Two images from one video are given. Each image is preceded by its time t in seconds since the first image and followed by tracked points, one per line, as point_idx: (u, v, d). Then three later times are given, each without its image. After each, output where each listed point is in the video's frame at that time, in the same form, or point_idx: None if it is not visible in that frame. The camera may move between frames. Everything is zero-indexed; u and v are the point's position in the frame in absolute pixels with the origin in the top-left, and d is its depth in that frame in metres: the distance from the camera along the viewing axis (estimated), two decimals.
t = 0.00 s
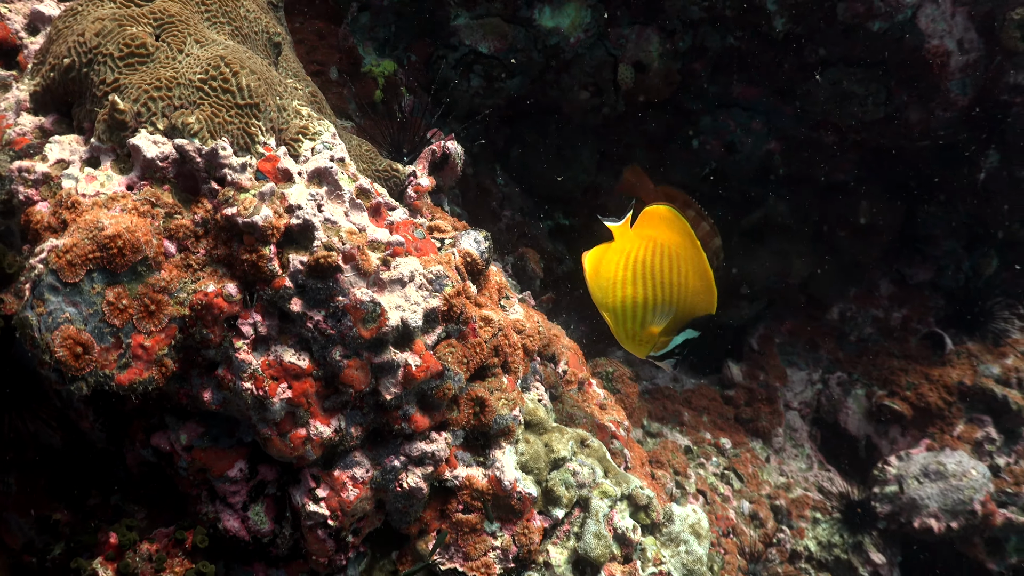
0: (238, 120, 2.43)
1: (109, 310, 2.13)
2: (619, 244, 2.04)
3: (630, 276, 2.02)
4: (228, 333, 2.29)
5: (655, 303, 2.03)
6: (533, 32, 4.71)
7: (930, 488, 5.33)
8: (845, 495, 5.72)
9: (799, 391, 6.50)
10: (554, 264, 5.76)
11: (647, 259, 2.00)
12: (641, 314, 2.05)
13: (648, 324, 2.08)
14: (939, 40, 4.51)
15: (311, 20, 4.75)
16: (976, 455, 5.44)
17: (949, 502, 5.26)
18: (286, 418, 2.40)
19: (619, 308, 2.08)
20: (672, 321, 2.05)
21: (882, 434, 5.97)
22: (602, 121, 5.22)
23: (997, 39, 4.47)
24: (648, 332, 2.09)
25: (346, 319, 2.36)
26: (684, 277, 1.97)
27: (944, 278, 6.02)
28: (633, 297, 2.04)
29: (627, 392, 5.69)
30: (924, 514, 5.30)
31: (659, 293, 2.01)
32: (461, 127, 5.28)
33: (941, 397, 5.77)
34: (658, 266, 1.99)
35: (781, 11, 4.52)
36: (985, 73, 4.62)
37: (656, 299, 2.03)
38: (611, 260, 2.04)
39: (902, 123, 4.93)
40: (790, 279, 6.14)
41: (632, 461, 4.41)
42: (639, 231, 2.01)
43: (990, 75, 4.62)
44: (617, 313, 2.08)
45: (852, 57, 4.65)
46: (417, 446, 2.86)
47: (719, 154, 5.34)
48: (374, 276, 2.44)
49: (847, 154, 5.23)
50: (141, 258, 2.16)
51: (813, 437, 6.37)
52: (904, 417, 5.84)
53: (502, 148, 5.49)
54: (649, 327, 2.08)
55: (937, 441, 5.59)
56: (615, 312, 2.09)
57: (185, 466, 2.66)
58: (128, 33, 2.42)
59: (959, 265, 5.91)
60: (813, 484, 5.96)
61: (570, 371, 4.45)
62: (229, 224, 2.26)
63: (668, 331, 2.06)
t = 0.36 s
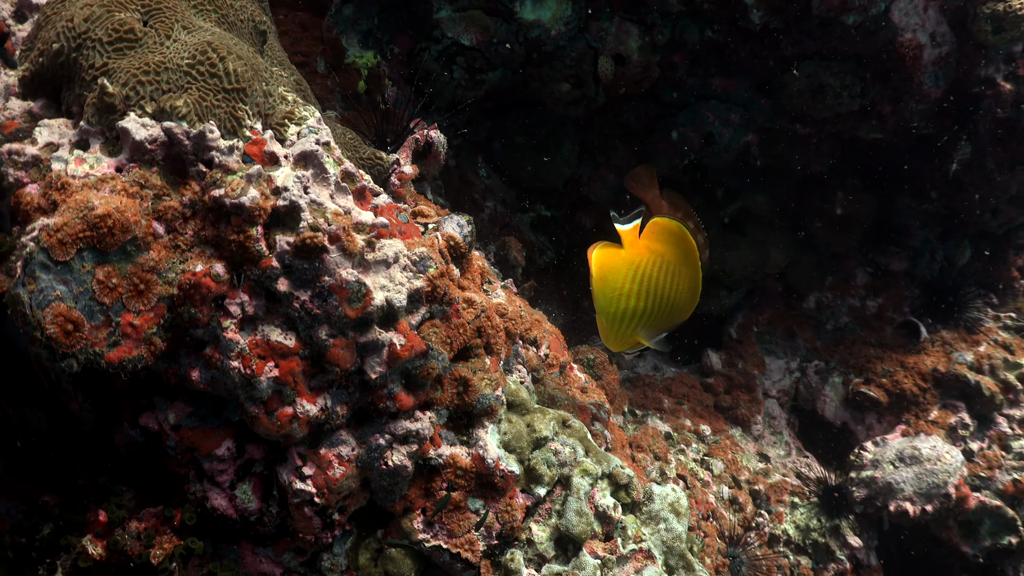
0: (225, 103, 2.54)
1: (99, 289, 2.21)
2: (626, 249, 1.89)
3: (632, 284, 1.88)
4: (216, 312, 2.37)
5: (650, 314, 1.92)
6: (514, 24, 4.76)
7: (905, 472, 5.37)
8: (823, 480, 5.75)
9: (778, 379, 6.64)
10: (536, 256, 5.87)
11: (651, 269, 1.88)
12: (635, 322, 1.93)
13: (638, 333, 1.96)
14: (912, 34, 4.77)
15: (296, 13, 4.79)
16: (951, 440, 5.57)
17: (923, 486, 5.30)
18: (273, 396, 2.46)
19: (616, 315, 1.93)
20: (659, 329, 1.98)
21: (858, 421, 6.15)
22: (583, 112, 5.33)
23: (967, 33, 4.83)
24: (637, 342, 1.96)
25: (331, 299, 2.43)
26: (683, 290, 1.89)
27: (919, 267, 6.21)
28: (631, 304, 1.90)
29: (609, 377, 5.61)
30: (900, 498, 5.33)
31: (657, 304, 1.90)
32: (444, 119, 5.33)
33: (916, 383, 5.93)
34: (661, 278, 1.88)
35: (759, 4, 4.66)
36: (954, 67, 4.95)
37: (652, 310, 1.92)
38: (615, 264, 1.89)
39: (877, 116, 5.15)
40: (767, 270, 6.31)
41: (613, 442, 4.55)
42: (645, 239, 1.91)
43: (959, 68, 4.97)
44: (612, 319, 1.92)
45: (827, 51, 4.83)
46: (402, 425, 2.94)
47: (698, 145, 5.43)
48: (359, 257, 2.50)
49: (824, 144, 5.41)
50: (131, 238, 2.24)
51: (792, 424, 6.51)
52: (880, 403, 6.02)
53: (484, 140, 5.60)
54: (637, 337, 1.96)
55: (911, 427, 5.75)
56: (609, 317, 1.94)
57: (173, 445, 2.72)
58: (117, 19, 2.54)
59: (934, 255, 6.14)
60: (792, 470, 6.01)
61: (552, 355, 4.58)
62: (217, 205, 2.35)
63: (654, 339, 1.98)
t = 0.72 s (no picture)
0: (209, 93, 2.60)
1: (86, 278, 2.25)
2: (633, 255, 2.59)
3: (635, 287, 2.59)
4: (203, 301, 2.39)
5: (643, 304, 2.65)
6: (498, 17, 4.82)
7: (890, 458, 5.49)
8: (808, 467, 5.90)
9: (763, 368, 6.75)
10: (522, 248, 5.95)
11: (650, 274, 2.57)
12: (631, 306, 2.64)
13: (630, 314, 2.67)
14: (892, 24, 4.88)
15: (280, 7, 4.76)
16: (934, 426, 5.65)
17: (908, 472, 5.43)
18: (261, 385, 2.48)
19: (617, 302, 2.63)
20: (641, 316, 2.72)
21: (843, 409, 6.25)
22: (566, 105, 5.39)
23: (945, 22, 4.97)
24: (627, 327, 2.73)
25: (318, 287, 2.46)
26: (669, 288, 2.64)
27: (901, 256, 6.40)
28: (631, 302, 2.62)
29: (595, 367, 5.58)
30: (885, 484, 5.46)
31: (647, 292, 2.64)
32: (429, 113, 5.36)
33: (899, 370, 6.01)
34: (657, 278, 2.60)
35: None
36: (933, 55, 5.12)
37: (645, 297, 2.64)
38: (623, 271, 2.57)
39: (858, 105, 5.26)
40: (750, 260, 6.39)
41: (600, 429, 4.62)
42: (647, 248, 2.59)
43: (937, 57, 5.13)
44: (612, 311, 2.62)
45: (808, 41, 4.94)
46: (390, 412, 2.98)
47: (682, 137, 5.49)
48: (346, 246, 2.55)
49: (805, 134, 5.54)
50: (118, 228, 2.29)
51: (778, 413, 6.60)
52: (864, 390, 6.07)
53: (468, 134, 5.64)
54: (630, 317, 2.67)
55: (895, 414, 5.81)
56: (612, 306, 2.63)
57: (161, 435, 2.74)
58: (101, 11, 2.62)
59: (915, 243, 6.31)
60: (778, 458, 6.12)
61: (539, 344, 4.65)
62: (203, 194, 2.38)
63: (638, 325, 2.76)
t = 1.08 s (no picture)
0: (196, 85, 2.65)
1: (75, 269, 2.29)
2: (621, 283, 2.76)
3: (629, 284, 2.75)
4: (193, 292, 2.41)
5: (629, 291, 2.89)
6: (482, 10, 4.86)
7: (877, 445, 5.64)
8: (798, 455, 5.86)
9: (750, 357, 6.83)
10: (510, 241, 5.92)
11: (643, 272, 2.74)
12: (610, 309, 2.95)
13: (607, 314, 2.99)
14: (875, 14, 5.02)
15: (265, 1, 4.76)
16: (921, 412, 5.83)
17: (896, 458, 5.58)
18: (252, 374, 2.50)
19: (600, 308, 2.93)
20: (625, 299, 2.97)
21: (830, 397, 6.41)
22: (553, 97, 5.44)
23: (928, 13, 5.12)
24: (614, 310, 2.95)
25: (308, 276, 2.48)
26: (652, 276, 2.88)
27: (886, 244, 6.50)
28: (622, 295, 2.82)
29: (584, 357, 5.65)
30: (873, 470, 5.66)
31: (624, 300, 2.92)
32: (415, 107, 5.35)
33: (886, 358, 6.17)
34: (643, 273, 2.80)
35: None
36: (916, 45, 5.24)
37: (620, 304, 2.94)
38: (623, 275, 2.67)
39: (841, 95, 5.40)
40: (738, 248, 6.35)
41: (590, 417, 4.70)
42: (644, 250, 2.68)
43: (920, 46, 5.27)
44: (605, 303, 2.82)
45: (791, 31, 5.07)
46: (380, 401, 2.99)
47: (667, 128, 5.60)
48: (334, 235, 2.58)
49: (790, 125, 5.62)
50: (106, 219, 2.32)
51: (766, 402, 6.67)
52: (852, 378, 6.23)
53: (455, 127, 5.66)
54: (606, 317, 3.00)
55: (883, 401, 5.98)
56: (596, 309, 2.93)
57: (153, 427, 2.76)
58: (86, 3, 2.65)
59: (899, 232, 6.43)
60: (766, 447, 6.18)
61: (528, 333, 4.70)
62: (191, 184, 2.41)
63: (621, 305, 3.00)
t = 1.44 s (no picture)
0: (187, 79, 2.67)
1: (68, 263, 2.31)
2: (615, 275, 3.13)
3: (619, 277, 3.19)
4: (186, 285, 2.44)
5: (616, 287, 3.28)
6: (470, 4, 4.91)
7: (868, 432, 5.73)
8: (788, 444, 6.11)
9: (741, 347, 6.88)
10: (501, 234, 5.98)
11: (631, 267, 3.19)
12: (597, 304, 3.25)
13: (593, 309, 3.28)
14: (859, 4, 5.01)
15: None
16: (910, 399, 5.96)
17: (886, 445, 5.66)
18: (246, 366, 2.52)
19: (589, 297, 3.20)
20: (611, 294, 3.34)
21: (821, 385, 6.44)
22: (541, 90, 5.50)
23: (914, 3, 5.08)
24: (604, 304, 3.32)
25: (300, 268, 2.51)
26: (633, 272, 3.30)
27: (874, 233, 6.61)
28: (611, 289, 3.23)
29: (576, 349, 5.69)
30: (864, 458, 5.71)
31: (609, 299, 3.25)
32: (404, 101, 5.36)
33: (875, 346, 6.26)
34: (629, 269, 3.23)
35: None
36: (902, 35, 5.23)
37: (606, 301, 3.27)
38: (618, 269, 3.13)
39: (828, 85, 5.42)
40: (727, 241, 6.48)
41: (582, 406, 4.77)
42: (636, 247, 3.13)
43: (906, 37, 5.26)
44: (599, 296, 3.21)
45: (778, 22, 5.15)
46: (374, 392, 3.02)
47: (656, 120, 5.61)
48: (326, 227, 2.62)
49: (778, 115, 5.70)
50: (98, 213, 2.35)
51: (757, 392, 6.73)
52: (842, 366, 6.28)
53: (445, 121, 5.68)
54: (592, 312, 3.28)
55: (872, 389, 6.07)
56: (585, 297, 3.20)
57: (148, 420, 2.79)
58: None
59: (887, 221, 6.52)
60: (759, 436, 6.26)
61: (520, 324, 4.76)
62: (183, 177, 2.44)
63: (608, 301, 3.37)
